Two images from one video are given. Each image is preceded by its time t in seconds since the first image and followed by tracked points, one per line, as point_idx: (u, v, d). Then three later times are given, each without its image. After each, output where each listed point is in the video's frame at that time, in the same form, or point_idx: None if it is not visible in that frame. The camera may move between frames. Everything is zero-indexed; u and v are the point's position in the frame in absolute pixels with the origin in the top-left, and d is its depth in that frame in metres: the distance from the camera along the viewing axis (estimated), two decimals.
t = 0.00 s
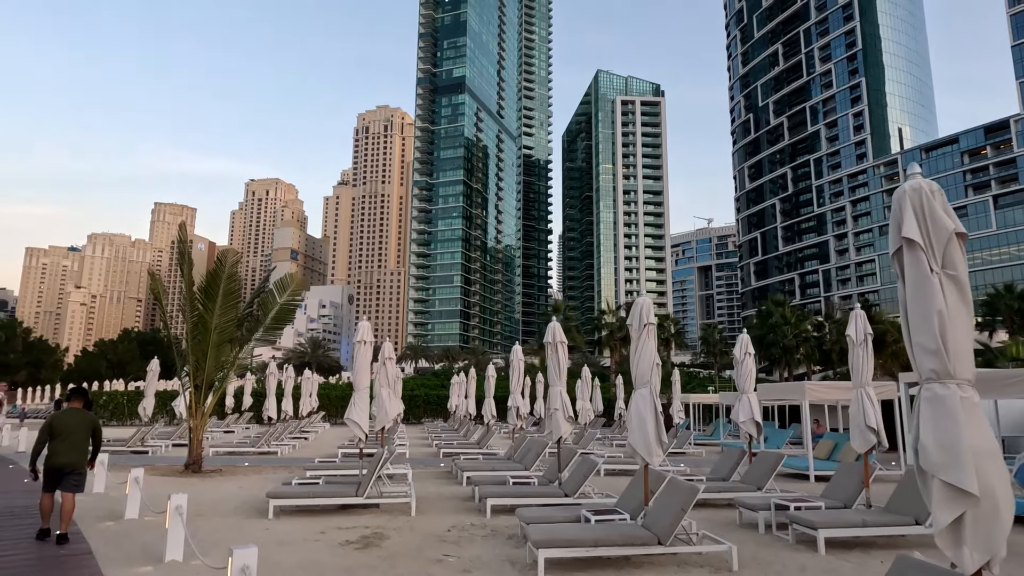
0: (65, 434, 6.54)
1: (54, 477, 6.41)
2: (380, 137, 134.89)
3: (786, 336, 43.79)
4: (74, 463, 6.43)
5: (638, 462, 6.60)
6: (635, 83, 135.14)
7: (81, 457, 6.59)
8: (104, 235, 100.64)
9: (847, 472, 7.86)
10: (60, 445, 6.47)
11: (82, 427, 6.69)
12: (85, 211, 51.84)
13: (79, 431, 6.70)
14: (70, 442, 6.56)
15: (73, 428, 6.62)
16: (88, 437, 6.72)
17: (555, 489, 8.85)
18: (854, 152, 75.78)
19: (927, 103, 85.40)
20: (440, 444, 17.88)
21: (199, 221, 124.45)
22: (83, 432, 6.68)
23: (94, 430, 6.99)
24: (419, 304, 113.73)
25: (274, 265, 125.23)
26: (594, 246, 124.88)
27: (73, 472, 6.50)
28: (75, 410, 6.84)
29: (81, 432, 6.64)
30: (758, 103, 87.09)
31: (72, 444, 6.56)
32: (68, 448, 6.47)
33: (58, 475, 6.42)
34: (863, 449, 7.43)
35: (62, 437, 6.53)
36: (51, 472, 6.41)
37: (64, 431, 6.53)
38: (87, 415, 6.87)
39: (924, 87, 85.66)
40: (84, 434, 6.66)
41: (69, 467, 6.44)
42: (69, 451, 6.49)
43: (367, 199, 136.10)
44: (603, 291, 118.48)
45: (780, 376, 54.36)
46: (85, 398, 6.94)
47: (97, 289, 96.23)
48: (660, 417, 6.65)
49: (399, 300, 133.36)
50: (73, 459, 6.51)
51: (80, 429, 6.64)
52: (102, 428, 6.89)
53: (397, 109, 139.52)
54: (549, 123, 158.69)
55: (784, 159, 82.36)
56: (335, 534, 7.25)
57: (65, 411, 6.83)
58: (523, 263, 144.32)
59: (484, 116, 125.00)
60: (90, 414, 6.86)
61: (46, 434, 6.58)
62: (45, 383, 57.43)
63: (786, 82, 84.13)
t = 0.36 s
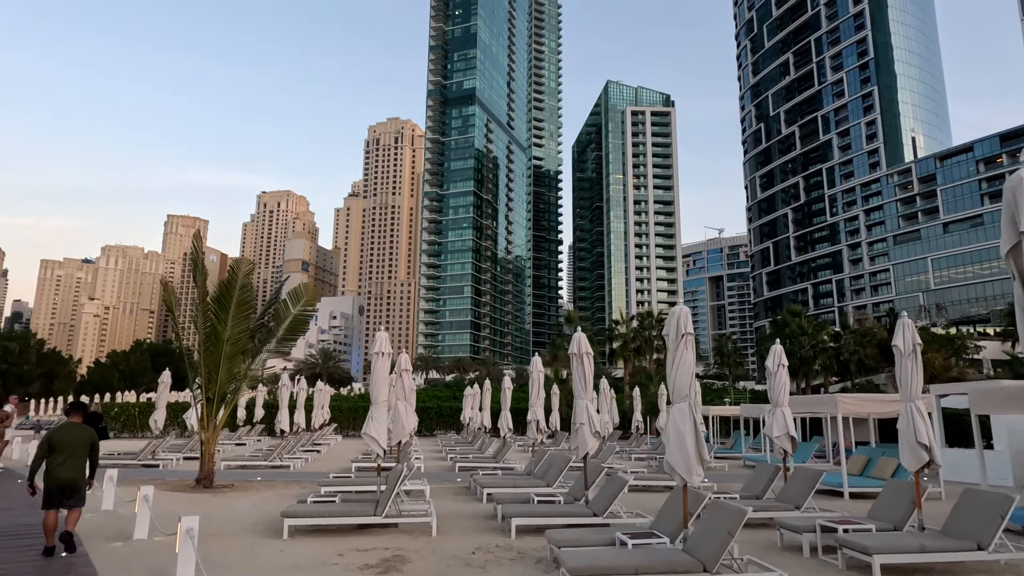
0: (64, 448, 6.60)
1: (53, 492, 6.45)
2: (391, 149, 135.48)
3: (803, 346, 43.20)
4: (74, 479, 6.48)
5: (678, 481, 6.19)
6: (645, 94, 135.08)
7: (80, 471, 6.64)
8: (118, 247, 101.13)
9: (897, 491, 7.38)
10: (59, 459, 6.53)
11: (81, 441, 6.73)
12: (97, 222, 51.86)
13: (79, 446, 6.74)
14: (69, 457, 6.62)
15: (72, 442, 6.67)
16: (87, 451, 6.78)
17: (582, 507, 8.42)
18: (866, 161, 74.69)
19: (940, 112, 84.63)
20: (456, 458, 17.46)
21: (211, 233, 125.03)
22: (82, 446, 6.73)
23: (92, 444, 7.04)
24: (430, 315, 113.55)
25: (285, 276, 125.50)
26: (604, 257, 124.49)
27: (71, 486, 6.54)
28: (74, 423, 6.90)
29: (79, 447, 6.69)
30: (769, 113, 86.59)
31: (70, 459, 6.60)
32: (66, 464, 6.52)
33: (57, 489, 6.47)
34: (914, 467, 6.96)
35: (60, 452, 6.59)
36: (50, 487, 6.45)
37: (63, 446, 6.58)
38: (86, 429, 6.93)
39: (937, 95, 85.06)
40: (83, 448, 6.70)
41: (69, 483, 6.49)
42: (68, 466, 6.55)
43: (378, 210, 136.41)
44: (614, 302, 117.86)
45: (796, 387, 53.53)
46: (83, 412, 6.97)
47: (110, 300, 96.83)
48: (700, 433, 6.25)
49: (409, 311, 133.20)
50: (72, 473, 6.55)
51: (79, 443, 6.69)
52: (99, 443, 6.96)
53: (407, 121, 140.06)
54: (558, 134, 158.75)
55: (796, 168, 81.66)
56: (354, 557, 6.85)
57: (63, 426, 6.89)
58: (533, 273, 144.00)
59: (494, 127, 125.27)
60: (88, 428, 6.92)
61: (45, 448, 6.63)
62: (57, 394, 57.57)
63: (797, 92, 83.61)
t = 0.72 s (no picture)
0: (83, 456, 6.53)
1: (71, 501, 6.38)
2: (406, 157, 136.01)
3: (828, 352, 42.38)
4: (91, 487, 6.38)
5: (732, 494, 5.79)
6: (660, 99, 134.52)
7: (98, 479, 6.56)
8: (138, 256, 102.25)
9: (962, 503, 6.92)
10: (76, 467, 6.44)
11: (99, 450, 6.65)
12: (119, 231, 52.33)
13: (93, 456, 6.63)
14: (87, 464, 6.53)
15: (88, 451, 6.59)
16: (105, 459, 6.68)
17: (619, 520, 8.05)
18: (887, 163, 73.37)
19: (962, 113, 83.25)
20: (479, 466, 17.11)
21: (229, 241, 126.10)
22: (99, 455, 6.62)
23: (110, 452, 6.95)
24: (446, 322, 113.50)
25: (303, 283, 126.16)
26: (621, 263, 123.87)
27: (88, 494, 6.45)
28: (92, 432, 6.82)
29: (97, 455, 6.59)
30: (786, 116, 85.69)
31: (89, 467, 6.52)
32: (84, 472, 6.43)
33: (74, 498, 6.39)
34: (983, 480, 6.49)
35: (78, 460, 6.52)
36: (68, 495, 6.37)
37: (82, 454, 6.49)
38: (104, 438, 6.84)
39: (959, 97, 83.69)
40: (101, 457, 6.61)
41: (86, 490, 6.39)
42: (86, 474, 6.46)
43: (394, 218, 136.87)
44: (630, 308, 117.00)
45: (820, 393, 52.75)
46: (100, 421, 6.86)
47: (131, 309, 97.97)
48: (756, 442, 5.84)
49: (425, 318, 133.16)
50: (89, 482, 6.45)
51: (97, 451, 6.61)
52: (116, 451, 6.81)
53: (423, 128, 140.57)
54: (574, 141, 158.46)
55: (815, 172, 80.57)
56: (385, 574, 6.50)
57: (82, 434, 6.82)
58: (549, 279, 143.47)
59: (509, 134, 125.32)
60: (106, 437, 6.83)
61: (64, 456, 6.57)
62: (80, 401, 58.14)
63: (815, 95, 82.61)
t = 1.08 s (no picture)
0: (103, 456, 6.42)
1: (91, 501, 6.31)
2: (424, 158, 136.23)
3: (855, 351, 41.44)
4: (110, 486, 6.32)
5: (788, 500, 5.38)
6: (678, 98, 133.46)
7: (117, 478, 6.47)
8: (161, 259, 103.27)
9: None
10: (96, 467, 6.36)
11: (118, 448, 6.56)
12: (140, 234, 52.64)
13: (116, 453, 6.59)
14: (107, 463, 6.45)
15: (108, 451, 6.48)
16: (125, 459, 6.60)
17: (658, 526, 7.66)
18: (911, 160, 71.93)
19: (988, 107, 81.46)
20: (503, 469, 16.78)
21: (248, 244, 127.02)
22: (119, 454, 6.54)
23: (130, 452, 6.87)
24: (464, 323, 113.37)
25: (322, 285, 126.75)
26: (639, 262, 123.00)
27: (108, 493, 6.38)
28: (113, 432, 6.74)
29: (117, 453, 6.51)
30: (807, 113, 84.33)
31: (109, 466, 6.43)
32: (103, 471, 6.35)
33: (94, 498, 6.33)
34: None
35: (99, 460, 6.41)
36: (88, 495, 6.31)
37: (102, 452, 6.39)
38: (123, 436, 6.76)
39: (985, 91, 81.95)
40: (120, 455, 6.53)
41: (106, 489, 6.32)
42: (105, 473, 6.37)
43: (411, 219, 137.06)
44: (649, 308, 116.06)
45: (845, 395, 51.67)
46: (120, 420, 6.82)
47: (153, 312, 98.96)
48: (813, 445, 5.43)
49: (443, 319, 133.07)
50: (108, 481, 6.38)
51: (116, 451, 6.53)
52: (135, 450, 6.82)
53: (440, 130, 140.62)
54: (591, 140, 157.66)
55: (836, 169, 79.14)
56: None
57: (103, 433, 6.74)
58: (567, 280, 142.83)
59: (526, 135, 124.95)
60: (126, 437, 6.75)
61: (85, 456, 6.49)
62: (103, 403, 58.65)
63: (836, 91, 81.13)
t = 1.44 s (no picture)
0: (117, 452, 6.64)
1: (106, 494, 6.54)
2: (443, 151, 136.08)
3: (885, 343, 40.52)
4: (123, 480, 6.51)
5: (854, 504, 4.92)
6: (699, 87, 131.69)
7: (130, 472, 6.69)
8: (185, 254, 104.40)
9: None
10: (110, 462, 6.58)
11: (130, 444, 6.77)
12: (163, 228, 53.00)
13: (128, 450, 6.77)
14: (121, 458, 6.66)
15: (121, 446, 6.70)
16: (136, 453, 6.81)
17: (701, 525, 7.28)
18: (940, 147, 69.95)
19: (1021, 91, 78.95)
20: (530, 463, 16.45)
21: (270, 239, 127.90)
22: (131, 449, 6.75)
23: (142, 446, 7.08)
24: (484, 315, 113.27)
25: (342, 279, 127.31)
26: (660, 254, 121.80)
27: (121, 487, 6.59)
28: (125, 426, 6.96)
29: (129, 449, 6.72)
30: (831, 101, 82.46)
31: (122, 460, 6.65)
32: (116, 467, 6.56)
33: (109, 491, 6.55)
34: None
35: (112, 454, 6.63)
36: (103, 488, 6.54)
37: (114, 447, 6.61)
38: (136, 432, 6.98)
39: (1018, 74, 79.39)
40: (132, 451, 6.74)
41: (120, 484, 6.54)
42: (118, 468, 6.58)
43: (431, 213, 137.13)
44: (670, 300, 114.83)
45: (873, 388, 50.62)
46: (131, 415, 7.01)
47: (179, 306, 100.32)
48: (882, 441, 4.97)
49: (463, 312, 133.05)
50: (121, 475, 6.59)
51: (128, 446, 6.73)
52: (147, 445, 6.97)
53: (458, 123, 140.33)
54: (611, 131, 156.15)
55: (862, 157, 77.15)
56: None
57: (115, 427, 6.96)
58: (587, 272, 141.91)
59: (546, 126, 124.21)
60: (138, 431, 6.96)
61: (98, 449, 6.71)
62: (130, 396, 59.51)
63: (861, 77, 79.12)
